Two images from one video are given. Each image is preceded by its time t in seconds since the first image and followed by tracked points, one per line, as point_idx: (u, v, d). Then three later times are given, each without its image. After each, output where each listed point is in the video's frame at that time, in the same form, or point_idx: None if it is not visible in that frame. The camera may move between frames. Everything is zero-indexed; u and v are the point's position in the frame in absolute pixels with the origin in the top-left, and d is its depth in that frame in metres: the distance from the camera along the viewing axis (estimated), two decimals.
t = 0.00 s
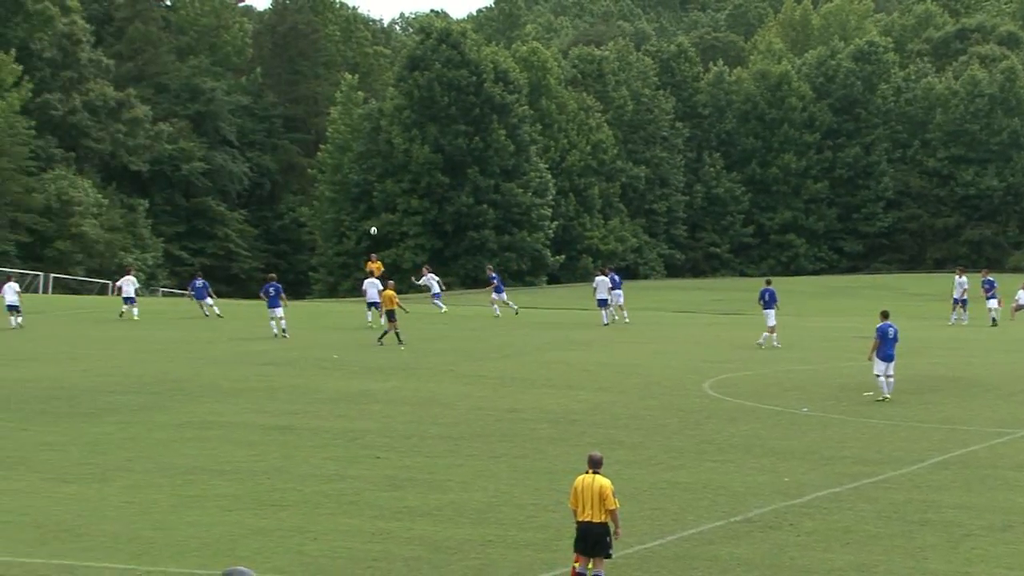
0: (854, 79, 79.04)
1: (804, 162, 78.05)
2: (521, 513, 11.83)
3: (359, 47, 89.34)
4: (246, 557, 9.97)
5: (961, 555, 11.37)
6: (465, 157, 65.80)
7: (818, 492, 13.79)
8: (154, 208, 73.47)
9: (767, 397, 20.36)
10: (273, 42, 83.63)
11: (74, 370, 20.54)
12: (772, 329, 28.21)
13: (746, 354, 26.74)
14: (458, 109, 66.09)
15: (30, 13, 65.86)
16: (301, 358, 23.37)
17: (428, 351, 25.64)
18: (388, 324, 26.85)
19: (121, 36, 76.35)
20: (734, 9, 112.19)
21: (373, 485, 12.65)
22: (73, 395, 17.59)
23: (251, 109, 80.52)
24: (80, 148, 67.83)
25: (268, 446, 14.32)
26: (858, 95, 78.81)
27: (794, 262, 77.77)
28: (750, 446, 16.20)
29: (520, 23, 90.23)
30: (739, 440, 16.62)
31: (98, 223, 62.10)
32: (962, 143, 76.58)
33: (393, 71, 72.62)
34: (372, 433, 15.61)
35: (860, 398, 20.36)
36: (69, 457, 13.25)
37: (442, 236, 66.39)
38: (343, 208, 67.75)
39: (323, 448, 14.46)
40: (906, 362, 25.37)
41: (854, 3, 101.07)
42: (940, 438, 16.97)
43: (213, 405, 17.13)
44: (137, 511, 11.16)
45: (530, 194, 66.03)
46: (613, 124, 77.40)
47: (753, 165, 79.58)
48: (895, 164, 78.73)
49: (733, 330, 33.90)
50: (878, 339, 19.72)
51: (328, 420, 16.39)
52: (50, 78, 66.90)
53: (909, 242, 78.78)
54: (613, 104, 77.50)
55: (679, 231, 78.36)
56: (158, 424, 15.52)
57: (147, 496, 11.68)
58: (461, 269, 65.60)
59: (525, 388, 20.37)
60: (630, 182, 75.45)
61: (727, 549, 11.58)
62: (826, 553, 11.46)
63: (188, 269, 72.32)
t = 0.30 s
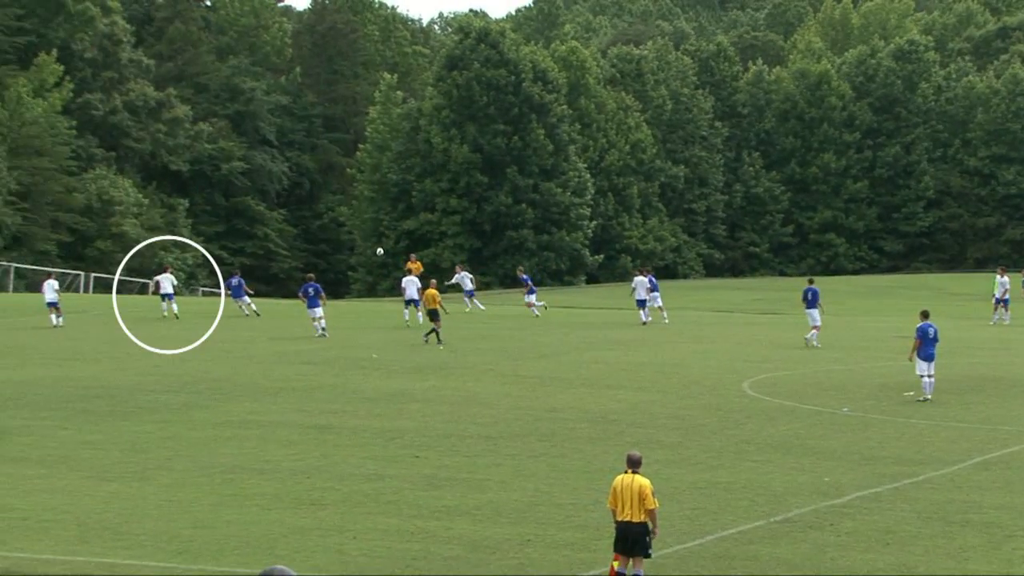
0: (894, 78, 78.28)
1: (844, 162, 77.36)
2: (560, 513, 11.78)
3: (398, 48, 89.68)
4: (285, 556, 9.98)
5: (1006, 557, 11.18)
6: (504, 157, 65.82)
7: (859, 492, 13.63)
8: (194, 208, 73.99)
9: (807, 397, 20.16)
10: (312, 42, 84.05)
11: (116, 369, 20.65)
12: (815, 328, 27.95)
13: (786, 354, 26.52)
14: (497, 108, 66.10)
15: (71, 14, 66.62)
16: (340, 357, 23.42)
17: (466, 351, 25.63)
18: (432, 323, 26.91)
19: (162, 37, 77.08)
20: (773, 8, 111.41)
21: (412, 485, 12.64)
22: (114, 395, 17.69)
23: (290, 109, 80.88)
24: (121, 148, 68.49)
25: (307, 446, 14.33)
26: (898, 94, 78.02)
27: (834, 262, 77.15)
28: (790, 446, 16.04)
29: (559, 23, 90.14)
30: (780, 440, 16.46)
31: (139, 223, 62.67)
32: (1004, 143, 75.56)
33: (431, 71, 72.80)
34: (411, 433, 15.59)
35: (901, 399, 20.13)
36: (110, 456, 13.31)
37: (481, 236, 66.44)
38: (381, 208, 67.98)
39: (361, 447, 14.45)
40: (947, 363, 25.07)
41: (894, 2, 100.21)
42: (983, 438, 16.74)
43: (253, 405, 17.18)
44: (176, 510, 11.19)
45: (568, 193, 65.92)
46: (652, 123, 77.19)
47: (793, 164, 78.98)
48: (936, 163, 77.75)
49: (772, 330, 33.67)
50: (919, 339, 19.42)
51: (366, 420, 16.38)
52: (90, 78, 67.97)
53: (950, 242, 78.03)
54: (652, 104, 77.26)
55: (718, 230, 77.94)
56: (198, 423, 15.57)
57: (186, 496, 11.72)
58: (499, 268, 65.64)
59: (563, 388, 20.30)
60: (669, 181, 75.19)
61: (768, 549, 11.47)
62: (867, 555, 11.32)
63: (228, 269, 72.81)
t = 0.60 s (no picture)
0: (894, 78, 78.26)
1: (844, 162, 77.36)
2: (560, 513, 11.78)
3: (398, 48, 89.70)
4: (285, 556, 9.98)
5: (1006, 558, 11.18)
6: (504, 157, 65.84)
7: (859, 492, 13.63)
8: (194, 208, 74.04)
9: (807, 397, 20.15)
10: (312, 42, 83.91)
11: (116, 369, 20.63)
12: (815, 328, 27.94)
13: (786, 354, 26.50)
14: (497, 108, 66.07)
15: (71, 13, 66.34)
16: (340, 357, 23.41)
17: (466, 351, 25.64)
18: (431, 324, 26.90)
19: (162, 37, 77.05)
20: (773, 8, 111.46)
21: (413, 485, 12.64)
22: (114, 395, 17.69)
23: (290, 109, 80.93)
24: (121, 148, 68.49)
25: (307, 446, 14.33)
26: (897, 95, 78.00)
27: (834, 262, 77.14)
28: (791, 446, 16.03)
29: (559, 23, 90.23)
30: (780, 440, 16.47)
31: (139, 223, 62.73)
32: (1004, 142, 75.55)
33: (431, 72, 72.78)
34: (411, 432, 15.59)
35: (901, 399, 20.12)
36: (109, 457, 13.30)
37: (481, 236, 66.46)
38: (382, 208, 68.01)
39: (361, 447, 14.44)
40: (948, 363, 25.06)
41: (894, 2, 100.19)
42: (983, 438, 16.75)
43: (252, 405, 17.18)
44: (176, 510, 11.18)
45: (569, 193, 65.91)
46: (652, 123, 77.23)
47: (793, 164, 78.98)
48: (937, 163, 77.95)
49: (773, 330, 33.67)
50: (919, 339, 19.41)
51: (366, 420, 16.38)
52: (90, 78, 67.95)
53: (950, 242, 78.11)
54: (652, 104, 77.28)
55: (718, 230, 77.95)
56: (198, 424, 15.57)
57: (185, 495, 11.73)
58: (499, 268, 65.65)
59: (563, 388, 20.30)
60: (669, 181, 75.22)
61: (768, 549, 11.48)
62: (866, 555, 11.33)
63: (228, 269, 72.85)
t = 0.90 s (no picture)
0: (894, 78, 78.14)
1: (844, 162, 77.30)
2: (561, 513, 11.78)
3: (399, 48, 89.61)
4: (285, 557, 9.96)
5: (1002, 557, 11.20)
6: (504, 158, 65.83)
7: (857, 491, 13.66)
8: (193, 209, 74.13)
9: (807, 398, 20.14)
10: (312, 42, 83.85)
11: (116, 369, 20.61)
12: (814, 329, 27.93)
13: (787, 354, 26.50)
14: (497, 108, 66.05)
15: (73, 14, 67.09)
16: (341, 357, 23.40)
17: (467, 351, 25.63)
18: (432, 324, 26.90)
19: (162, 38, 77.02)
20: (773, 8, 111.37)
21: (413, 485, 12.64)
22: (113, 395, 17.67)
23: (290, 109, 80.91)
24: (121, 148, 68.48)
25: (308, 446, 14.33)
26: (898, 95, 77.91)
27: (833, 262, 77.16)
28: (790, 446, 16.04)
29: (560, 23, 90.20)
30: (780, 440, 16.47)
31: (139, 223, 62.78)
32: (1005, 142, 75.51)
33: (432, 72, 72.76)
34: (411, 433, 15.59)
35: (901, 399, 20.11)
36: (109, 457, 13.30)
37: (482, 236, 66.55)
38: (382, 208, 68.09)
39: (361, 447, 14.45)
40: (948, 363, 25.05)
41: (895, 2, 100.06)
42: (982, 438, 16.74)
43: (253, 405, 17.18)
44: (176, 510, 11.18)
45: (569, 194, 65.92)
46: (652, 123, 77.25)
47: (793, 164, 79.03)
48: (936, 163, 78.11)
49: (773, 330, 33.67)
50: (918, 339, 19.39)
51: (365, 420, 16.39)
52: (90, 78, 67.91)
53: (950, 242, 78.22)
54: (652, 104, 77.28)
55: (718, 230, 77.95)
56: (198, 423, 15.57)
57: (185, 495, 11.71)
58: (500, 268, 65.68)
59: (563, 388, 20.30)
60: (669, 181, 75.24)
61: (767, 549, 11.48)
62: (864, 554, 11.34)
63: (228, 269, 72.90)
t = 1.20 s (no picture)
0: (943, 77, 77.25)
1: (892, 161, 76.39)
2: (605, 513, 11.70)
3: (445, 48, 89.67)
4: (330, 556, 9.97)
5: None
6: (550, 157, 65.75)
7: (904, 492, 13.45)
8: (241, 209, 75.02)
9: (854, 398, 19.88)
10: (358, 42, 84.47)
11: (163, 369, 20.76)
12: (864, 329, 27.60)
13: (834, 355, 26.21)
14: (544, 108, 66.08)
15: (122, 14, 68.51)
16: (386, 357, 23.45)
17: (513, 351, 25.54)
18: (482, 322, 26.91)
19: (210, 37, 78.24)
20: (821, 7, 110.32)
21: (458, 485, 12.61)
22: (160, 394, 17.80)
23: (336, 109, 81.29)
24: (169, 148, 69.20)
25: (353, 446, 14.37)
26: (947, 94, 77.02)
27: (881, 263, 76.33)
28: (836, 446, 15.84)
29: (607, 22, 89.94)
30: (827, 440, 16.27)
31: (187, 223, 63.38)
32: None
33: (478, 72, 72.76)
34: (456, 432, 15.58)
35: (949, 400, 19.80)
36: (157, 456, 13.40)
37: (528, 236, 66.62)
38: (428, 208, 68.41)
39: (406, 447, 14.45)
40: (999, 364, 24.64)
41: None
42: None
43: (299, 405, 17.25)
44: (222, 509, 11.24)
45: (614, 193, 65.39)
46: (698, 123, 76.90)
47: (840, 164, 78.34)
48: (986, 163, 77.22)
49: (820, 330, 33.32)
50: (967, 340, 19.07)
51: (411, 419, 16.38)
52: (139, 79, 68.68)
53: (999, 242, 77.33)
54: (698, 104, 76.88)
55: (764, 230, 77.26)
56: (245, 423, 15.66)
57: (231, 495, 11.75)
58: (545, 268, 65.67)
59: (608, 388, 20.19)
60: (715, 181, 74.77)
61: (812, 550, 11.34)
62: (911, 555, 11.17)
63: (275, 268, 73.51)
